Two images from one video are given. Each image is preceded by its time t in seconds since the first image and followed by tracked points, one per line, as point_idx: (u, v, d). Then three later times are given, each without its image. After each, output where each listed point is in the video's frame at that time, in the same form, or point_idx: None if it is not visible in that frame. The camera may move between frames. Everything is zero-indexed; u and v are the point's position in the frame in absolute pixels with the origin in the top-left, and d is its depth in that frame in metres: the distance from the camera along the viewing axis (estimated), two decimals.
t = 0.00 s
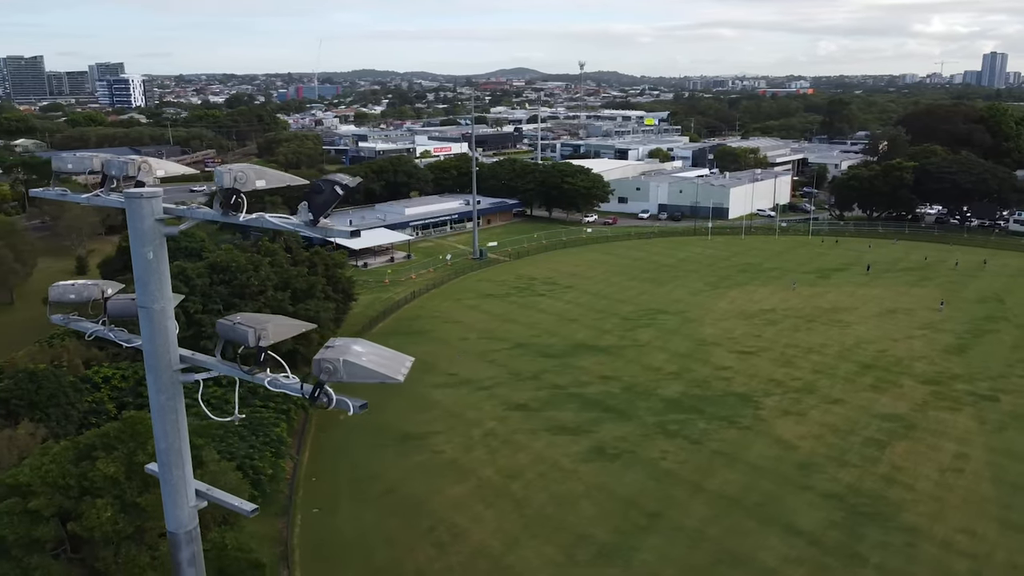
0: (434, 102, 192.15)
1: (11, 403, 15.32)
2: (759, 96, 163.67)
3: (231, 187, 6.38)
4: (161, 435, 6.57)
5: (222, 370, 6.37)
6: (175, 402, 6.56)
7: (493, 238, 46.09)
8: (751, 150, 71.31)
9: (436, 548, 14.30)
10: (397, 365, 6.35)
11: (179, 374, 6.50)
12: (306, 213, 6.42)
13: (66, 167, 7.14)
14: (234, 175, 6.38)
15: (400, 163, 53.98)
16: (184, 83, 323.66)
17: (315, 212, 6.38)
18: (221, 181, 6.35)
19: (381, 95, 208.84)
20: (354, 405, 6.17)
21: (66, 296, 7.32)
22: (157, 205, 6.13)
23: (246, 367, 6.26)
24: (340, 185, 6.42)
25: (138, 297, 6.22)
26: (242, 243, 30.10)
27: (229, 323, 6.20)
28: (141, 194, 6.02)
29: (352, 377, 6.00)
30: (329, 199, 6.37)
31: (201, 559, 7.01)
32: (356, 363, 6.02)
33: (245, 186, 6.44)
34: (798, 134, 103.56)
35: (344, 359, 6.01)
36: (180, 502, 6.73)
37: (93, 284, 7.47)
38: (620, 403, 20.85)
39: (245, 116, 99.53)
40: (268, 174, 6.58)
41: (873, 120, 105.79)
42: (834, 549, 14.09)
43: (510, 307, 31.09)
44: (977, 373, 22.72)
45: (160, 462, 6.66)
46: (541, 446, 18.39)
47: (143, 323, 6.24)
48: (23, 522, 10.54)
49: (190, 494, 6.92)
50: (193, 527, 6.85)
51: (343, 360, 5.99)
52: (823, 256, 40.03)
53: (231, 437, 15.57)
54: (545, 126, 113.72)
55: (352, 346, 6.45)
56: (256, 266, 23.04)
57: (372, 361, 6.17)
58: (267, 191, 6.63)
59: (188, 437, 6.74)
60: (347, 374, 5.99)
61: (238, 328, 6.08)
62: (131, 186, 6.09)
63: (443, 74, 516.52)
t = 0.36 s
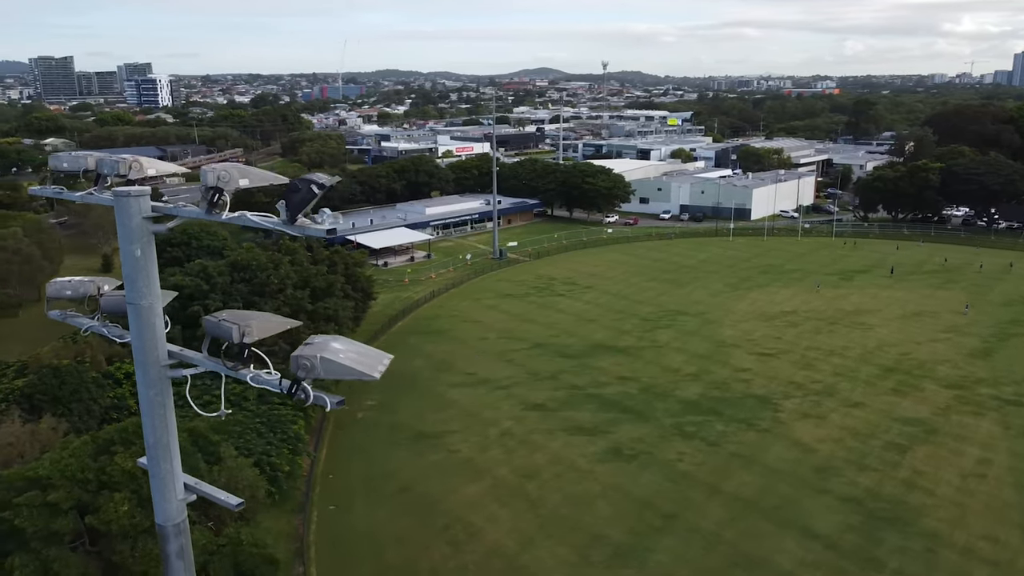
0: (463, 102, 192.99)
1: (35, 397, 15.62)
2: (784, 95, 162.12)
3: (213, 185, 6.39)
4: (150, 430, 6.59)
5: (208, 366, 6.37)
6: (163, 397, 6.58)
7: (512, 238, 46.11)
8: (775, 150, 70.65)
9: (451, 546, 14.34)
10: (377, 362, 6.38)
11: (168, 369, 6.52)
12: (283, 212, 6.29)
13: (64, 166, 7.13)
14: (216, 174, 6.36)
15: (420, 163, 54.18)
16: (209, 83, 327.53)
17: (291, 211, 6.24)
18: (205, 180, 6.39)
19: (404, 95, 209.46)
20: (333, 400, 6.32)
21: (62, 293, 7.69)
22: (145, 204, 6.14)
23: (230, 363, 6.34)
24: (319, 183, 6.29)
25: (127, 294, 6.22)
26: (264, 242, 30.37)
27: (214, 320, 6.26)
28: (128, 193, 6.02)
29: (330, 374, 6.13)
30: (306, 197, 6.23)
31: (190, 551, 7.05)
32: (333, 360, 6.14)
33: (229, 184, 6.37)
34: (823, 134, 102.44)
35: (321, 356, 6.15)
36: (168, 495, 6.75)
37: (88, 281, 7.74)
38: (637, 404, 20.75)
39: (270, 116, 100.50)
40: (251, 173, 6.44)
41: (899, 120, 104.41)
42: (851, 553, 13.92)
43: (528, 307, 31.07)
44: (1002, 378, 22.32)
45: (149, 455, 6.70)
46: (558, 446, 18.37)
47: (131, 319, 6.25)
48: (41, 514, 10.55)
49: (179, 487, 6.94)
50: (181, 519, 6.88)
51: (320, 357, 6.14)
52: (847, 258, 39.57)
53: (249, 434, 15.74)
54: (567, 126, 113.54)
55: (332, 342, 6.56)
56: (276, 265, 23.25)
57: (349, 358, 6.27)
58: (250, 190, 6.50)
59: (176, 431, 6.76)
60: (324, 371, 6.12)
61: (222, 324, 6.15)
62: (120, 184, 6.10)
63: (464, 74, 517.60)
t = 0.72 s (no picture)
0: (485, 102, 193.23)
1: (58, 392, 15.94)
2: (810, 95, 160.53)
3: (196, 184, 6.48)
4: (138, 423, 6.84)
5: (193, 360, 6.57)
6: (151, 391, 6.82)
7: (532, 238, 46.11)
8: (799, 151, 69.96)
9: (464, 545, 14.36)
10: (353, 361, 6.55)
11: (155, 364, 6.75)
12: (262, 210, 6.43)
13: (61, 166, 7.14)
14: (199, 173, 6.45)
15: (441, 163, 54.33)
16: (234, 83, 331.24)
17: (269, 210, 6.40)
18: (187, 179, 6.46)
19: (427, 95, 210.19)
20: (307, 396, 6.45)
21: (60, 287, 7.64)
22: (133, 202, 6.40)
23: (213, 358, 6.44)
24: (295, 183, 6.36)
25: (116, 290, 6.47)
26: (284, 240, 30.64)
27: (199, 316, 6.34)
28: (117, 190, 6.27)
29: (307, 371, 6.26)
30: (282, 197, 6.35)
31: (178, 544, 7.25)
32: (310, 357, 6.27)
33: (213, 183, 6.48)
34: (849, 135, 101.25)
35: (299, 353, 6.25)
36: (155, 487, 6.97)
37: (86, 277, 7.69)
38: (654, 405, 20.66)
39: (293, 116, 101.30)
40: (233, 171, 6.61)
41: (927, 121, 102.90)
42: (868, 558, 13.76)
43: (547, 307, 31.04)
44: None
45: (138, 448, 6.94)
46: (573, 447, 18.35)
47: (120, 314, 6.50)
48: (59, 506, 10.73)
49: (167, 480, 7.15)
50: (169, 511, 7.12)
51: (297, 354, 6.23)
52: (872, 260, 39.09)
53: (266, 430, 15.90)
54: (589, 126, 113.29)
55: (309, 340, 6.72)
56: (295, 263, 23.45)
57: (326, 355, 6.42)
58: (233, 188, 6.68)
59: (163, 425, 6.98)
60: (302, 368, 6.24)
61: (206, 320, 6.24)
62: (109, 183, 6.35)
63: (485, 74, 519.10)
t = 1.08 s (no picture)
0: (508, 102, 193.54)
1: (80, 388, 16.32)
2: (836, 96, 158.87)
3: (180, 183, 6.65)
4: (128, 416, 7.11)
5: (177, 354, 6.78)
6: (139, 385, 7.10)
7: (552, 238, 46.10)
8: (823, 152, 69.29)
9: (478, 544, 14.39)
10: (330, 357, 6.72)
11: (144, 358, 7.01)
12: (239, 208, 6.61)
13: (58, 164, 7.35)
14: (184, 173, 6.63)
15: (461, 163, 54.49)
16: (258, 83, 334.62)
17: (246, 208, 6.57)
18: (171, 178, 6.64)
19: (449, 95, 210.77)
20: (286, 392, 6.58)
21: (57, 284, 7.51)
22: (122, 199, 6.61)
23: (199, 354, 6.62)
24: (272, 182, 6.53)
25: (106, 286, 6.72)
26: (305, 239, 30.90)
27: (186, 312, 6.57)
28: (105, 188, 6.49)
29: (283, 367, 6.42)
30: (259, 196, 6.52)
31: (167, 534, 7.58)
32: (287, 353, 6.43)
33: (195, 182, 6.67)
34: (875, 135, 100.03)
35: (276, 349, 6.41)
36: (144, 478, 7.27)
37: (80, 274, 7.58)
38: (672, 407, 20.56)
39: (317, 116, 102.18)
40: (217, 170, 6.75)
41: (955, 122, 101.40)
42: (885, 563, 13.60)
43: (565, 308, 31.01)
44: None
45: (128, 440, 7.22)
46: (589, 447, 18.31)
47: (110, 310, 6.75)
48: (77, 499, 10.85)
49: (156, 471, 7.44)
50: (157, 503, 7.42)
51: (274, 350, 6.39)
52: (896, 262, 38.60)
53: (283, 427, 16.03)
54: (611, 126, 113.05)
55: (287, 337, 6.88)
56: (314, 262, 23.62)
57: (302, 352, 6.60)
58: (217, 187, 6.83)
59: (152, 419, 7.25)
60: (279, 363, 6.40)
61: (192, 316, 6.45)
62: (97, 181, 6.56)
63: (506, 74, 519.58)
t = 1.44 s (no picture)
0: (530, 101, 193.61)
1: (102, 382, 16.57)
2: (863, 96, 157.16)
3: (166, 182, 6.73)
4: (119, 408, 6.91)
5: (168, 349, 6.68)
6: (130, 379, 6.90)
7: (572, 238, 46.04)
8: (848, 153, 68.53)
9: (492, 543, 14.41)
10: (308, 352, 6.85)
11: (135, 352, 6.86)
12: (219, 207, 6.50)
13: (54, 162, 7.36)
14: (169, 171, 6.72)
15: (482, 162, 54.60)
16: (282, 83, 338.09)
17: (227, 206, 6.46)
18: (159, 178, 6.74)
19: (472, 95, 211.25)
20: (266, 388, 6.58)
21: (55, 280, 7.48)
22: (113, 196, 6.50)
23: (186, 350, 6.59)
24: (250, 180, 6.42)
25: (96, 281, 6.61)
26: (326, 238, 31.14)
27: (173, 308, 6.63)
28: (95, 186, 6.38)
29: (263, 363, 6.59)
30: (238, 193, 6.38)
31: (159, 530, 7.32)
32: (266, 349, 6.59)
33: (181, 180, 6.76)
34: (902, 135, 98.72)
35: (255, 344, 6.57)
36: (135, 471, 7.04)
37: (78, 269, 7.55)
38: (689, 408, 20.44)
39: (340, 116, 102.99)
40: (202, 168, 6.81)
41: (983, 123, 99.85)
42: (903, 569, 13.42)
43: (584, 308, 30.95)
44: None
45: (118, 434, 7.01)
46: (604, 448, 18.25)
47: (100, 304, 6.63)
48: (94, 492, 11.00)
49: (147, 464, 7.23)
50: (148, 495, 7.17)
51: (253, 345, 6.55)
52: (922, 265, 38.07)
53: (300, 424, 16.17)
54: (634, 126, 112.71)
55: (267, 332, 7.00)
56: (333, 261, 23.76)
57: (283, 347, 6.72)
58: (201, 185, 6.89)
59: (143, 413, 7.06)
60: (258, 359, 6.56)
61: (178, 313, 6.51)
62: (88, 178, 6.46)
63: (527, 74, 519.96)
